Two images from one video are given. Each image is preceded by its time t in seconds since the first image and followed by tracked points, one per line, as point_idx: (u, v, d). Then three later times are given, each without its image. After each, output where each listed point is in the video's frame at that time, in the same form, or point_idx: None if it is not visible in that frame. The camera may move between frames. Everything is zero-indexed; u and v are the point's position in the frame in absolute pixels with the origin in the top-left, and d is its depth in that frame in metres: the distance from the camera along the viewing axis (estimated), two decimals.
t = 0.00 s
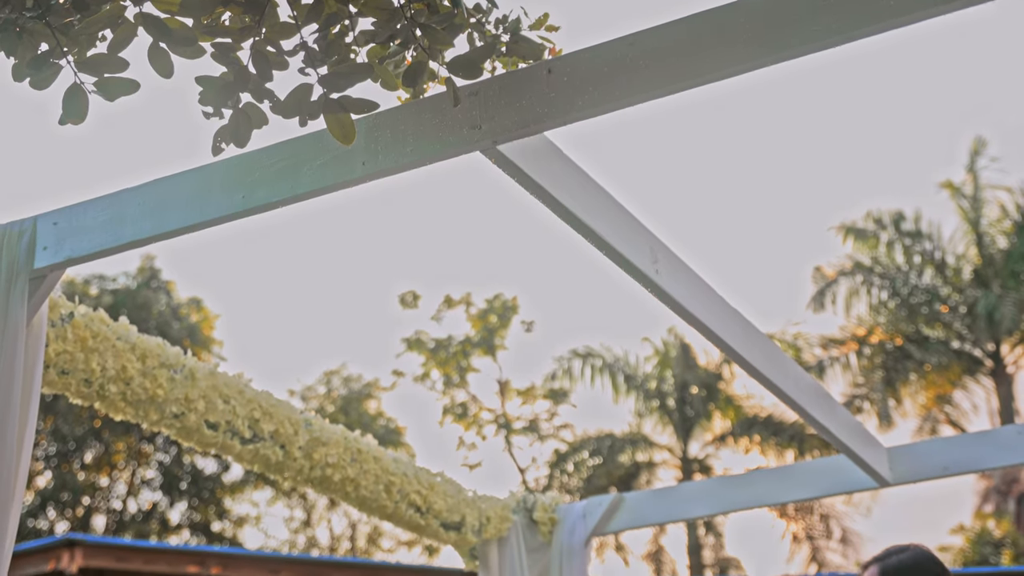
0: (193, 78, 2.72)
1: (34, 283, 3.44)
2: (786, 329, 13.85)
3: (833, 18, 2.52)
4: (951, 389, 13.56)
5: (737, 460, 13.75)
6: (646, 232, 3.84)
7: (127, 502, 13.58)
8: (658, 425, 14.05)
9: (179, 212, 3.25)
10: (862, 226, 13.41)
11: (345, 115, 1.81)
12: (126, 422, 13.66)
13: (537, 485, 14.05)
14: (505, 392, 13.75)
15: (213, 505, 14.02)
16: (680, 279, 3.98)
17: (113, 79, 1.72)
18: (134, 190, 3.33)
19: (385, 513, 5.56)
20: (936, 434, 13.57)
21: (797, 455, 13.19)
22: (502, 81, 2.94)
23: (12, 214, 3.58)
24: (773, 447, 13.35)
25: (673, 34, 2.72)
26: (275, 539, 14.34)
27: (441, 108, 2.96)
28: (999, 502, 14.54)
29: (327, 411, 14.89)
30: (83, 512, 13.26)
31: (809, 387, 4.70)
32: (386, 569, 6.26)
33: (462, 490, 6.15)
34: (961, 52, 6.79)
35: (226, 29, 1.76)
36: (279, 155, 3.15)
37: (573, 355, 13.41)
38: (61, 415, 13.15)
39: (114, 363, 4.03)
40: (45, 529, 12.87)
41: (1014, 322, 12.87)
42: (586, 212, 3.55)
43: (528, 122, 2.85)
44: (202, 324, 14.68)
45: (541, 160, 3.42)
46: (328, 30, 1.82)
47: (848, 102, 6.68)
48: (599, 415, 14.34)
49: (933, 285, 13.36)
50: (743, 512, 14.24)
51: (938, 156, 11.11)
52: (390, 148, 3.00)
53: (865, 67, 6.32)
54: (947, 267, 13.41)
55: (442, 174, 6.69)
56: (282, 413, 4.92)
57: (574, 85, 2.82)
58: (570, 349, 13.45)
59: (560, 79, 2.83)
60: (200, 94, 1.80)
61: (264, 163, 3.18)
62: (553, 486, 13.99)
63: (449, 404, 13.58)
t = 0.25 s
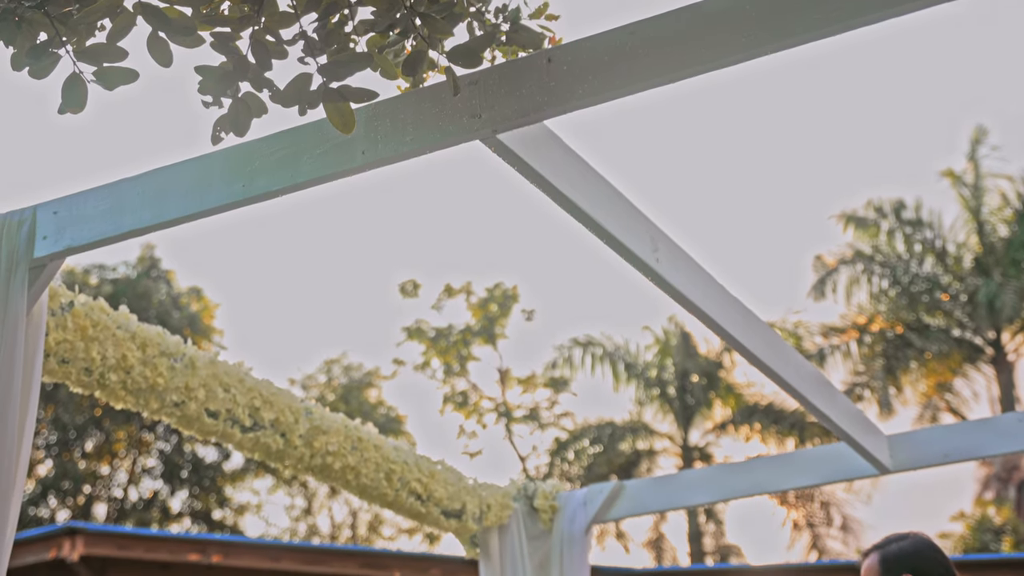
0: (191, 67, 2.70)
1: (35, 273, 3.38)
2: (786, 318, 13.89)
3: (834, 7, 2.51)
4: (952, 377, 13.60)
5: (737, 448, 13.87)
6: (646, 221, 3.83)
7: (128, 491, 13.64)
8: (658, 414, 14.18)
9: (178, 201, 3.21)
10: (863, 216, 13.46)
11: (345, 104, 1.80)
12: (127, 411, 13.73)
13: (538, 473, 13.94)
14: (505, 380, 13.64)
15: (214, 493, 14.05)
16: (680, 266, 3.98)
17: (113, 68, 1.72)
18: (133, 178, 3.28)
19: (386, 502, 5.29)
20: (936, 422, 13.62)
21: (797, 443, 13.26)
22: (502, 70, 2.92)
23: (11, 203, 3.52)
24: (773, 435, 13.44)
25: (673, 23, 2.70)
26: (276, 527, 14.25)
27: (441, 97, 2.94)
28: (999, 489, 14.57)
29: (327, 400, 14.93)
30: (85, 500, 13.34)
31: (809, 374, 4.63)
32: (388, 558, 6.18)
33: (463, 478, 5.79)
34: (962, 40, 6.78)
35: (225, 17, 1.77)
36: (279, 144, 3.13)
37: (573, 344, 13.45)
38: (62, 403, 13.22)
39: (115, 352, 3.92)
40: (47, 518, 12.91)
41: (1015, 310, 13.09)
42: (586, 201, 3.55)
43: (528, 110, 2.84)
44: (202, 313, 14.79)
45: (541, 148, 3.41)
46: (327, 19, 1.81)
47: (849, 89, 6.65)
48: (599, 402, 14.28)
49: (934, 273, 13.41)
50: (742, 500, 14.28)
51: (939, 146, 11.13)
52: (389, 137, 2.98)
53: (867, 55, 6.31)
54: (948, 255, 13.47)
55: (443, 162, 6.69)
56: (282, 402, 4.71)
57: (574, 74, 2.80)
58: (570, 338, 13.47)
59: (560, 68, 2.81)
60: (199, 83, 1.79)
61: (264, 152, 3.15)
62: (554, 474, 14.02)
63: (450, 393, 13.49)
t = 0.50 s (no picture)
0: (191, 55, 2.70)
1: (35, 262, 3.36)
2: (787, 306, 13.94)
3: None
4: (952, 365, 13.60)
5: (737, 437, 13.90)
6: (647, 209, 3.83)
7: (129, 480, 13.68)
8: (659, 403, 14.20)
9: (177, 190, 3.20)
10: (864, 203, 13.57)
11: (344, 92, 1.79)
12: (128, 401, 13.75)
13: (539, 463, 13.79)
14: (506, 369, 13.35)
15: (215, 483, 14.05)
16: (679, 254, 3.97)
17: (113, 56, 1.71)
18: (133, 167, 3.28)
19: (386, 490, 5.13)
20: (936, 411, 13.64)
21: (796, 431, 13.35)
22: (502, 57, 2.91)
23: (12, 193, 3.50)
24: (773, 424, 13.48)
25: (674, 10, 2.69)
26: (277, 516, 14.24)
27: (440, 85, 2.94)
28: (999, 478, 14.40)
29: (328, 389, 14.86)
30: (87, 490, 13.42)
31: (810, 363, 4.60)
32: (388, 547, 6.01)
33: (463, 465, 5.54)
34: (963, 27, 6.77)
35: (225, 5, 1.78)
36: (279, 132, 3.12)
37: (574, 333, 13.49)
38: (63, 393, 13.29)
39: (116, 342, 3.91)
40: (48, 507, 13.00)
41: (1015, 298, 13.07)
42: (586, 189, 3.55)
43: (528, 98, 2.83)
44: (204, 302, 14.72)
45: (542, 136, 3.41)
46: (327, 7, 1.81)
47: (848, 76, 6.65)
48: (599, 391, 14.27)
49: (935, 261, 13.49)
50: (743, 489, 14.31)
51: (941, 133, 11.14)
52: (389, 125, 2.98)
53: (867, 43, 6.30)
54: (948, 243, 13.54)
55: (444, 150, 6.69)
56: (282, 390, 4.60)
57: (574, 61, 2.79)
58: (570, 327, 13.49)
59: (560, 56, 2.80)
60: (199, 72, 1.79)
61: (263, 140, 3.14)
62: (555, 463, 13.97)
63: (450, 382, 13.29)
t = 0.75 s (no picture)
0: (193, 45, 2.69)
1: (36, 253, 3.35)
2: (787, 297, 14.00)
3: None
4: (952, 355, 13.50)
5: (738, 428, 13.84)
6: (647, 199, 3.83)
7: (130, 471, 13.72)
8: (659, 393, 14.11)
9: (177, 180, 3.19)
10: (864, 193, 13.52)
11: (345, 83, 1.79)
12: (130, 392, 13.81)
13: (538, 453, 14.00)
14: (506, 359, 13.70)
15: (216, 473, 14.05)
16: (679, 244, 3.97)
17: (114, 48, 1.70)
18: (133, 157, 3.26)
19: (387, 482, 5.10)
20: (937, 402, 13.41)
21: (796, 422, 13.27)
22: (502, 47, 2.90)
23: (12, 184, 3.48)
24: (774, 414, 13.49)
25: None
26: (278, 507, 14.11)
27: (441, 75, 2.93)
28: (999, 469, 14.30)
29: (328, 380, 14.78)
30: (87, 481, 13.45)
31: (810, 353, 4.59)
32: (389, 538, 5.99)
33: (464, 456, 5.53)
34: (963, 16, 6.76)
35: None
36: (279, 122, 3.11)
37: (575, 323, 13.54)
38: (64, 384, 13.31)
39: (116, 332, 3.89)
40: (49, 498, 13.08)
41: (1016, 288, 13.14)
42: (586, 179, 3.54)
43: (528, 89, 2.83)
44: (205, 293, 14.80)
45: (541, 126, 3.40)
46: None
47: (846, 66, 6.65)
48: (600, 382, 14.23)
49: (936, 252, 13.56)
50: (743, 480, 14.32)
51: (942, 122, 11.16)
52: (389, 115, 2.97)
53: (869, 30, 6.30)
54: (949, 234, 13.60)
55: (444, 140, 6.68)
56: (283, 380, 4.60)
57: (574, 51, 2.78)
58: (571, 318, 13.58)
59: (560, 46, 2.79)
60: (199, 62, 1.78)
61: (263, 130, 3.14)
62: (555, 454, 13.95)
63: (450, 372, 13.59)
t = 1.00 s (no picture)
0: (192, 34, 2.67)
1: (35, 242, 3.34)
2: (787, 286, 14.02)
3: None
4: (952, 344, 13.49)
5: (738, 417, 13.87)
6: (648, 188, 3.82)
7: (131, 460, 13.74)
8: (660, 381, 14.09)
9: (177, 169, 3.18)
10: (864, 182, 13.66)
11: (344, 72, 1.78)
12: (130, 381, 13.85)
13: (538, 442, 13.91)
14: (506, 349, 13.65)
15: (217, 462, 14.05)
16: (679, 233, 3.97)
17: (114, 37, 1.70)
18: (132, 147, 3.25)
19: (387, 471, 5.06)
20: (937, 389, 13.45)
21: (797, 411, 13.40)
22: (502, 36, 2.89)
23: (12, 174, 3.47)
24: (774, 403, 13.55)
25: None
26: (278, 495, 14.10)
27: (440, 65, 2.91)
28: (999, 457, 14.35)
29: (328, 370, 14.46)
30: (88, 469, 13.50)
31: (810, 343, 4.58)
32: (389, 526, 6.00)
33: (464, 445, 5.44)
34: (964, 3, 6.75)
35: None
36: (279, 112, 3.10)
37: (575, 312, 13.61)
38: (64, 373, 13.44)
39: (116, 321, 3.88)
40: (50, 486, 13.14)
41: (1016, 277, 13.18)
42: (586, 168, 3.54)
43: (528, 78, 2.82)
44: (205, 283, 14.58)
45: (542, 115, 3.39)
46: None
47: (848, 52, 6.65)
48: (600, 369, 14.21)
49: (936, 240, 13.54)
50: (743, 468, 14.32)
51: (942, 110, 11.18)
52: (389, 105, 2.96)
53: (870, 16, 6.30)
54: (949, 223, 13.59)
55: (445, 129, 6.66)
56: (284, 369, 4.57)
57: (575, 40, 2.77)
58: (571, 307, 13.65)
59: (560, 35, 2.78)
60: (199, 51, 1.78)
61: (263, 120, 3.13)
62: (556, 442, 13.80)
63: (450, 361, 13.55)
